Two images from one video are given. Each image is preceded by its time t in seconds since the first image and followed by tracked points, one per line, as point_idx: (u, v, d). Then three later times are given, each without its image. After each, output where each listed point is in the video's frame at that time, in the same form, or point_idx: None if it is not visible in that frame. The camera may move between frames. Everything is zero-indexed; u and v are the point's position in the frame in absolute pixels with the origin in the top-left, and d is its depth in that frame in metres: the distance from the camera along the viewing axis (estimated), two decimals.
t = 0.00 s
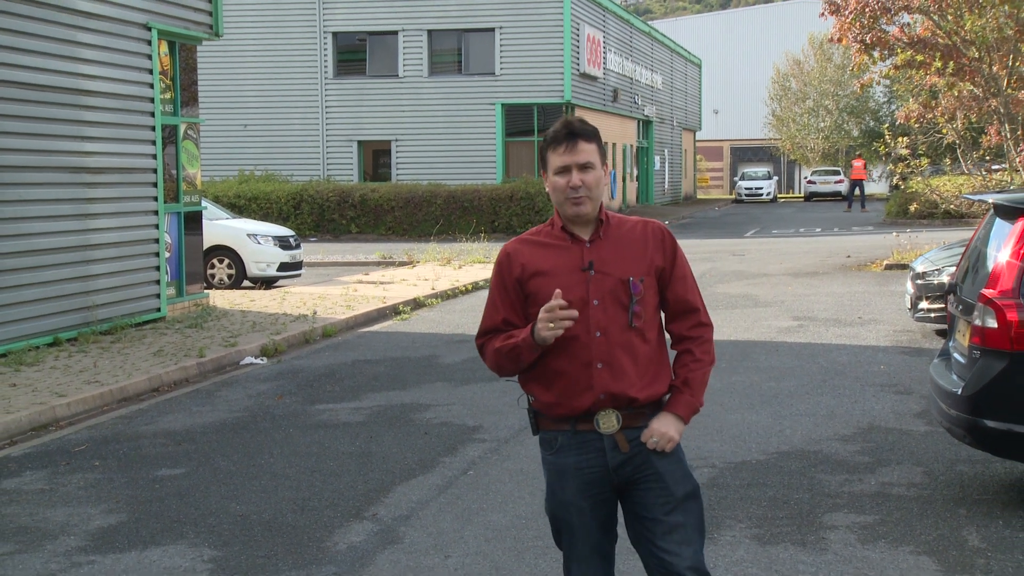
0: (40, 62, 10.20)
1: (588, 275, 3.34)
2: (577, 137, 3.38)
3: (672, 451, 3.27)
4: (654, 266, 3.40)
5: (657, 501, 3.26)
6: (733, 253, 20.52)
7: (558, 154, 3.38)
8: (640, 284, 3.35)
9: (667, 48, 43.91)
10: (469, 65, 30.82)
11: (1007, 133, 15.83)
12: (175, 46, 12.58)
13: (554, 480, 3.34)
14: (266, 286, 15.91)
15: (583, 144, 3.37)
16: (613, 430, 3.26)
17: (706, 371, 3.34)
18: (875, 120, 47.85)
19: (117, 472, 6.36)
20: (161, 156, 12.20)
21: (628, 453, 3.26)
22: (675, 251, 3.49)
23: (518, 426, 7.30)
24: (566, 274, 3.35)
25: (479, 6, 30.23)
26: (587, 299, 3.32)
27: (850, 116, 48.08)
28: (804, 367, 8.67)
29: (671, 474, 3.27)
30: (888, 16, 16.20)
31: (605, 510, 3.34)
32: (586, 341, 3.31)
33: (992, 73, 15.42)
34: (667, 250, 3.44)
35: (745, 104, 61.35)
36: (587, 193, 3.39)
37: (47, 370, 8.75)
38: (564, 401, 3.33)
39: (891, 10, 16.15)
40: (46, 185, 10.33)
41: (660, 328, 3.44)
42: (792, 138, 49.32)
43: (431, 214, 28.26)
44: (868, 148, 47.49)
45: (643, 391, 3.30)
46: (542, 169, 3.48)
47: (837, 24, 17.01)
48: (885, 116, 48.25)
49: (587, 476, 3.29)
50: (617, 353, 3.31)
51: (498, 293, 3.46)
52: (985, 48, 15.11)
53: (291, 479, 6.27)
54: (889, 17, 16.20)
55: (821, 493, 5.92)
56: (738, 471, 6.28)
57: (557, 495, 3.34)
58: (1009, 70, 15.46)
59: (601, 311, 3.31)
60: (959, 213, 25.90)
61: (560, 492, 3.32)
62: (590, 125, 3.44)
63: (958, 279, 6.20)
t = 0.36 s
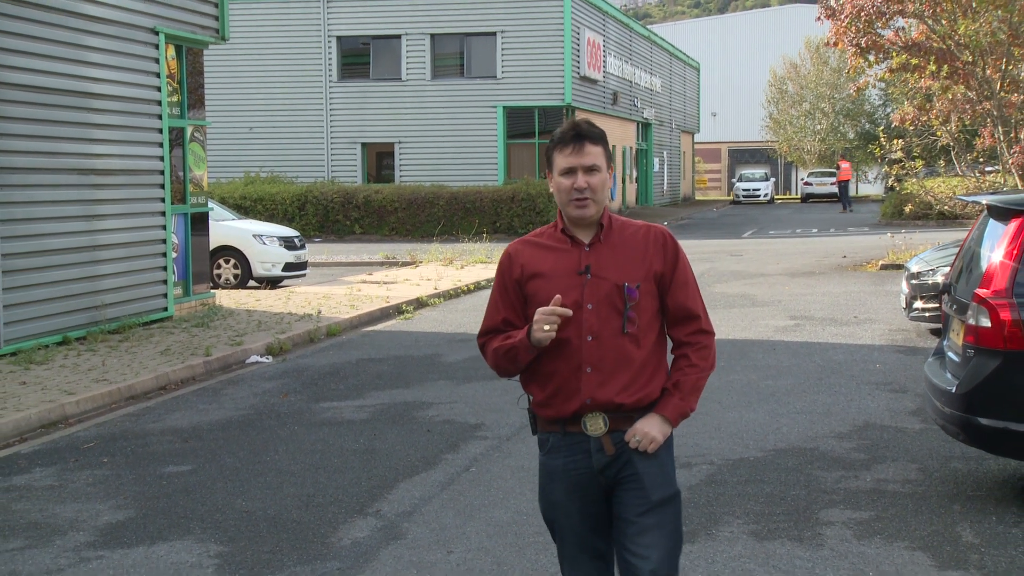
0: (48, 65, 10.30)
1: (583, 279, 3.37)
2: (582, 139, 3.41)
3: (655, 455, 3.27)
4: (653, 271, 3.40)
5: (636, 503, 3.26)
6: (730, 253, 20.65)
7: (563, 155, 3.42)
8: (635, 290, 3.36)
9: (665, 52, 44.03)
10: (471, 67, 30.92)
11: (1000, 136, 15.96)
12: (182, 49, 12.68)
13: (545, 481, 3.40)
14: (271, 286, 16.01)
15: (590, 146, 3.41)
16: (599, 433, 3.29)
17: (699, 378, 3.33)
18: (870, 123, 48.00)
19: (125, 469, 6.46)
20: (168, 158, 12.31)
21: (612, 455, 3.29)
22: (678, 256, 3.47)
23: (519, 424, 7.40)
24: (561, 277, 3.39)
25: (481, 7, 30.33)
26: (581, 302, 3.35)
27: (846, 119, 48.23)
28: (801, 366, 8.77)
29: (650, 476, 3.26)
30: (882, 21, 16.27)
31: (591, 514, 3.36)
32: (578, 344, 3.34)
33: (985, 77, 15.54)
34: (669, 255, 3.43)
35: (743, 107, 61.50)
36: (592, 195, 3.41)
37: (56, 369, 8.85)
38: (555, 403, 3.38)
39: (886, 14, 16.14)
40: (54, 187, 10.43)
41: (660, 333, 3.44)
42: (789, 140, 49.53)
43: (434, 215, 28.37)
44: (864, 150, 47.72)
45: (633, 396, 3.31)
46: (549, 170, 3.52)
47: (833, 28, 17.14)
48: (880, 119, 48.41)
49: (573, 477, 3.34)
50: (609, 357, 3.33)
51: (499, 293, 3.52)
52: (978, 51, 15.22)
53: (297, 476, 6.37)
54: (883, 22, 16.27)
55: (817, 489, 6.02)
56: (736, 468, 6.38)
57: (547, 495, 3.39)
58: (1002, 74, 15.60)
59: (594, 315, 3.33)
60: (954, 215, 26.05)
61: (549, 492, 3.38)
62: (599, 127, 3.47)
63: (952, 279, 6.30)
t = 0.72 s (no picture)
0: (57, 68, 10.40)
1: (589, 286, 3.23)
2: (598, 141, 3.29)
3: (649, 481, 3.13)
4: (661, 283, 3.23)
5: (628, 530, 3.15)
6: (727, 254, 20.83)
7: (581, 157, 3.31)
8: (640, 301, 3.20)
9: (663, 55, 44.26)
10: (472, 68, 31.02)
11: (992, 138, 16.15)
12: (187, 53, 12.79)
13: (541, 489, 3.32)
14: (275, 286, 16.10)
15: (610, 150, 3.29)
16: (595, 448, 3.17)
17: (700, 401, 3.14)
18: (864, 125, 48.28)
19: (132, 466, 6.57)
20: (174, 160, 12.42)
21: (606, 473, 3.16)
22: (693, 271, 3.28)
23: (519, 422, 7.50)
24: (567, 282, 3.26)
25: (482, 9, 30.44)
26: (583, 310, 3.22)
27: (840, 122, 48.52)
28: (796, 364, 8.87)
29: (644, 504, 3.14)
30: (877, 25, 16.67)
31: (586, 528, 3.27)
32: (577, 353, 3.22)
33: (977, 80, 15.73)
34: (681, 268, 3.25)
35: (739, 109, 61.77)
36: (606, 198, 3.28)
37: (64, 367, 8.95)
38: (550, 410, 3.28)
39: (880, 18, 16.60)
40: (62, 188, 10.53)
41: (666, 349, 3.27)
42: (784, 142, 49.74)
43: (436, 216, 28.48)
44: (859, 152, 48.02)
45: (627, 411, 3.17)
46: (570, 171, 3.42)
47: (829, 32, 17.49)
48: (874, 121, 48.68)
49: (567, 490, 3.25)
50: (608, 369, 3.19)
51: (510, 293, 3.44)
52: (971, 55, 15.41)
53: (300, 472, 6.47)
54: (878, 25, 16.68)
55: (812, 485, 6.12)
56: (732, 465, 6.48)
57: (541, 502, 3.33)
58: (993, 78, 15.83)
59: (595, 324, 3.20)
60: (947, 216, 26.26)
61: (543, 501, 3.31)
62: (623, 133, 3.34)
63: (945, 279, 6.40)
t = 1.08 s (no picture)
0: (65, 71, 10.51)
1: (618, 281, 3.12)
2: (639, 135, 3.19)
3: (658, 490, 3.04)
4: (690, 289, 3.13)
5: (634, 536, 3.06)
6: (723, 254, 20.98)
7: (620, 147, 3.20)
8: (668, 304, 3.09)
9: (660, 59, 44.43)
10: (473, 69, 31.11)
11: (983, 140, 16.35)
12: (193, 58, 12.91)
13: (534, 478, 3.18)
14: (279, 286, 16.21)
15: (647, 145, 3.19)
16: (604, 446, 3.05)
17: (718, 416, 3.04)
18: (858, 128, 48.60)
19: (138, 463, 6.67)
20: (180, 162, 12.53)
21: (612, 473, 3.05)
22: (725, 282, 3.17)
23: (519, 419, 7.60)
24: (594, 272, 3.15)
25: (483, 11, 30.56)
26: (608, 304, 3.11)
27: (834, 124, 48.82)
28: (791, 363, 8.98)
29: (652, 509, 3.05)
30: (870, 30, 16.85)
31: (577, 525, 3.14)
32: (596, 345, 3.10)
33: (969, 84, 15.95)
34: (713, 278, 3.15)
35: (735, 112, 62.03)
36: (642, 191, 3.17)
37: (73, 365, 9.07)
38: (562, 401, 3.16)
39: (874, 23, 16.77)
40: (71, 190, 10.64)
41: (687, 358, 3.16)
42: (779, 145, 49.96)
43: (437, 217, 28.59)
44: (852, 154, 48.34)
45: (643, 414, 3.06)
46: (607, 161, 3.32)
47: (823, 36, 17.70)
48: (867, 124, 49.00)
49: (564, 484, 3.11)
50: (628, 368, 3.08)
51: (532, 276, 3.33)
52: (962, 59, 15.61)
53: (304, 469, 6.58)
54: (871, 30, 16.85)
55: (807, 482, 6.23)
56: (728, 462, 6.59)
57: (530, 492, 3.18)
58: (984, 81, 16.01)
59: (618, 320, 3.09)
60: (938, 217, 26.50)
61: (533, 491, 3.16)
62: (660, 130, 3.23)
63: (938, 279, 6.49)
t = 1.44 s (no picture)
0: (73, 74, 10.63)
1: (633, 281, 3.10)
2: (651, 134, 3.21)
3: (664, 492, 3.06)
4: (703, 293, 3.14)
5: (635, 536, 3.08)
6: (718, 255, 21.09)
7: (632, 146, 3.20)
8: (682, 305, 3.10)
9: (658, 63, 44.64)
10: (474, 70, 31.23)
11: (973, 143, 16.56)
12: (199, 62, 13.04)
13: (540, 461, 3.15)
14: (283, 287, 16.32)
15: (658, 144, 3.20)
16: (614, 443, 3.05)
17: (726, 419, 3.08)
18: (851, 131, 48.93)
19: (145, 459, 6.79)
20: (186, 164, 12.65)
21: (620, 470, 3.06)
22: (733, 285, 3.21)
23: (518, 417, 7.71)
24: (608, 271, 3.13)
25: (484, 13, 30.71)
26: (623, 303, 3.08)
27: (828, 128, 49.18)
28: (786, 361, 9.09)
29: (654, 510, 3.08)
30: (864, 34, 17.10)
31: (577, 515, 3.13)
32: (610, 345, 3.08)
33: (960, 87, 16.17)
34: (723, 282, 3.18)
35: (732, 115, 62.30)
36: (653, 189, 3.17)
37: (80, 364, 9.19)
38: (573, 399, 3.12)
39: (867, 28, 17.03)
40: (79, 192, 10.77)
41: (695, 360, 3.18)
42: (774, 148, 50.21)
43: (438, 218, 28.73)
44: (846, 157, 48.66)
45: (656, 414, 3.06)
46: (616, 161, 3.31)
47: (817, 41, 17.81)
48: (861, 127, 49.32)
49: (572, 472, 3.10)
50: (641, 368, 3.07)
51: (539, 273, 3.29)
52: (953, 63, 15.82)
53: (307, 466, 6.69)
54: (865, 35, 17.10)
55: (802, 478, 6.34)
56: (724, 459, 6.70)
57: (532, 475, 3.15)
58: (975, 85, 16.19)
59: (634, 319, 3.07)
60: (930, 219, 26.76)
61: (539, 476, 3.13)
62: (671, 131, 3.25)
63: (929, 279, 6.61)
